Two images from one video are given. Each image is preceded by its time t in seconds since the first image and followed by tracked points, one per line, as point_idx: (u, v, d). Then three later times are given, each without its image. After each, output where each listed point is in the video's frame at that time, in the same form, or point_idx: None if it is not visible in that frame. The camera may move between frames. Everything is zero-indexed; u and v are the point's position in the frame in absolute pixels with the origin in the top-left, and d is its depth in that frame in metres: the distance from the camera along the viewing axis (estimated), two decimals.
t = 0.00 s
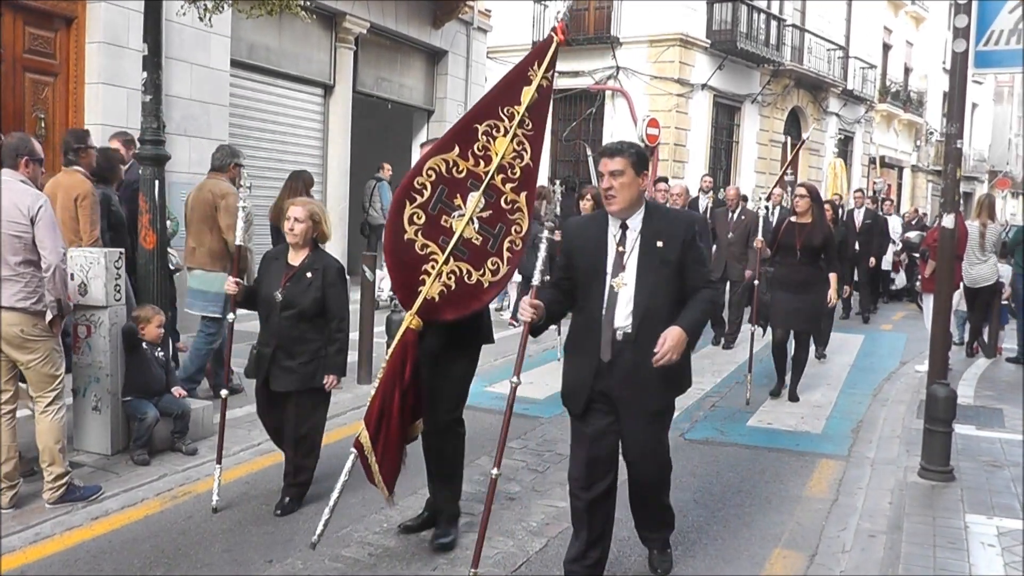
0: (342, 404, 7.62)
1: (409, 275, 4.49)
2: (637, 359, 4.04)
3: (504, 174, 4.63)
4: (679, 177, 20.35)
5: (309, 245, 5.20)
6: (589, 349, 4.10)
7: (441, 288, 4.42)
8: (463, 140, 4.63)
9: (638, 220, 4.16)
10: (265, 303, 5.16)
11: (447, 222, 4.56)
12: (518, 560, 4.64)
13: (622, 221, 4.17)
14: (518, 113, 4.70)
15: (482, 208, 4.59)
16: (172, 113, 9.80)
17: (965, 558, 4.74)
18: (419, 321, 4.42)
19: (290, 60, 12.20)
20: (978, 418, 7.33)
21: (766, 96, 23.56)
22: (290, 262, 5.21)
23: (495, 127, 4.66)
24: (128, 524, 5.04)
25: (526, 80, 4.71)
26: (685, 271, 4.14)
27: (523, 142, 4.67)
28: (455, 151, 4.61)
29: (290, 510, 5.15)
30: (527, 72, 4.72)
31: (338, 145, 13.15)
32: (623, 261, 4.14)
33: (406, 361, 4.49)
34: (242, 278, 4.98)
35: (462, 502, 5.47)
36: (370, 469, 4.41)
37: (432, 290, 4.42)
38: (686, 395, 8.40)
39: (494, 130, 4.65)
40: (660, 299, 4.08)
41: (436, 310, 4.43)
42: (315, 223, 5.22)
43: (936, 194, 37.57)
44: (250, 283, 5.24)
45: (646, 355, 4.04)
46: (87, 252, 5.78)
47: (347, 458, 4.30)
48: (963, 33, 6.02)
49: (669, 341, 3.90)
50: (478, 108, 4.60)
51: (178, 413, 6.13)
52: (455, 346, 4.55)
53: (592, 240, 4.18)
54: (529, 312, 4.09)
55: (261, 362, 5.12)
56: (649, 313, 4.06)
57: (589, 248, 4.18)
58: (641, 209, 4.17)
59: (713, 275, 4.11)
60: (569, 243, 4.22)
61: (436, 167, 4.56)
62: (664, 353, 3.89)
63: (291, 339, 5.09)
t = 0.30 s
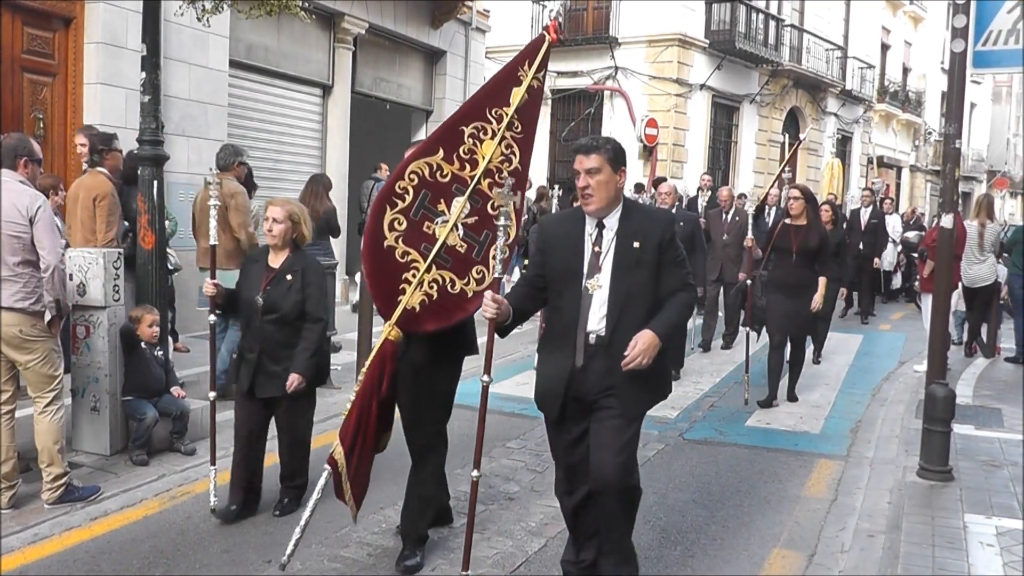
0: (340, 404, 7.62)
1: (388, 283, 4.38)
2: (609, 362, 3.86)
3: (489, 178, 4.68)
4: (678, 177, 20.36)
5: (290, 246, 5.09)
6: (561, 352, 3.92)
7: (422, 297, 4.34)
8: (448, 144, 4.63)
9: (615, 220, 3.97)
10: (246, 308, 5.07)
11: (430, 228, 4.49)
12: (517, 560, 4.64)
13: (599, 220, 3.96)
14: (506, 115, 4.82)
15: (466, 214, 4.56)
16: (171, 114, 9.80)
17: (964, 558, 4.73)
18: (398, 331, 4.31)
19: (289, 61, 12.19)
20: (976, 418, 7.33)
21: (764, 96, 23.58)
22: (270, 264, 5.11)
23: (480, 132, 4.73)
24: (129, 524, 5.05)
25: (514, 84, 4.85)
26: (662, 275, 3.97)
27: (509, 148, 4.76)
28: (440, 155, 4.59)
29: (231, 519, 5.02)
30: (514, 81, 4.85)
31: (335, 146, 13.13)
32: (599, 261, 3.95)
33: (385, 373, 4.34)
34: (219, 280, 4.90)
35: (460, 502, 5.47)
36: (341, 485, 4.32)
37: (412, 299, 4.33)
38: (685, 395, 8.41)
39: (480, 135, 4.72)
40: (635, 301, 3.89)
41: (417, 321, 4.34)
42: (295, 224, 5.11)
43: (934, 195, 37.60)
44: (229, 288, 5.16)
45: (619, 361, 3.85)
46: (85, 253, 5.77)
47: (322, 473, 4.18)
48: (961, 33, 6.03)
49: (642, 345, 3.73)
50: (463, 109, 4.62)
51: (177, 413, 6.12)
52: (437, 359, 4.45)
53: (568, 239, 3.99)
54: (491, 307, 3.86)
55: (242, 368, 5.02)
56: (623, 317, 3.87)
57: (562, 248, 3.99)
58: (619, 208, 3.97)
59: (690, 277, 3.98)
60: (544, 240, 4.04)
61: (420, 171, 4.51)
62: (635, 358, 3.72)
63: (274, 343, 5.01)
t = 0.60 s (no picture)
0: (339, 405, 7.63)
1: (360, 283, 4.22)
2: (587, 380, 3.72)
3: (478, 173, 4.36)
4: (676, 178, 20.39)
5: (251, 250, 4.85)
6: (534, 367, 3.78)
7: (395, 300, 4.16)
8: (434, 135, 4.34)
9: (597, 229, 3.84)
10: (207, 316, 4.84)
11: (408, 226, 4.29)
12: (514, 561, 4.64)
13: (580, 230, 3.84)
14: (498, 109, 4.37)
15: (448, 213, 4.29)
16: (169, 114, 9.79)
17: (961, 559, 4.74)
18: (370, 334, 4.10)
19: (287, 61, 12.19)
20: (974, 419, 7.34)
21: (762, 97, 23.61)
22: (232, 269, 4.87)
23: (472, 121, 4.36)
24: (127, 524, 5.05)
25: (509, 74, 4.38)
26: (645, 289, 3.82)
27: (502, 140, 4.38)
28: (422, 149, 4.33)
29: (204, 534, 4.82)
30: (513, 64, 4.38)
31: (333, 147, 13.14)
32: (578, 273, 3.81)
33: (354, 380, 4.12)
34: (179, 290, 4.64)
35: (458, 503, 5.47)
36: (306, 495, 4.03)
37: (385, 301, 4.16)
38: (683, 396, 8.42)
39: (469, 126, 4.36)
40: (615, 315, 3.76)
41: (390, 324, 4.18)
42: (257, 227, 4.87)
43: (933, 196, 37.64)
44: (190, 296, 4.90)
45: (596, 378, 3.71)
46: (84, 252, 5.78)
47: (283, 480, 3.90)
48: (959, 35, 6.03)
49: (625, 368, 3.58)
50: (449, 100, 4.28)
51: (175, 413, 6.12)
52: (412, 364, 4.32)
53: (547, 248, 3.87)
54: (461, 317, 3.67)
55: (206, 377, 4.81)
56: (603, 332, 3.73)
57: (543, 255, 3.87)
58: (601, 218, 3.85)
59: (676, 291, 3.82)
60: (525, 249, 3.92)
61: (398, 166, 4.28)
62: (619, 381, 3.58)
63: (237, 352, 4.79)
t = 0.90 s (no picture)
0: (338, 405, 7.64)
1: (328, 287, 3.99)
2: (571, 390, 3.39)
3: (452, 176, 4.11)
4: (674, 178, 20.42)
5: (219, 250, 4.66)
6: (515, 376, 3.47)
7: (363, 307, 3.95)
8: (406, 135, 4.07)
9: (587, 227, 3.55)
10: (176, 319, 4.65)
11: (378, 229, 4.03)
12: (512, 562, 4.64)
13: (569, 227, 3.55)
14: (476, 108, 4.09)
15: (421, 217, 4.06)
16: (168, 114, 9.79)
17: (959, 560, 4.74)
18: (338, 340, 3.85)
19: (285, 61, 12.17)
20: (972, 420, 7.35)
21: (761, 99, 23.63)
22: (200, 270, 4.68)
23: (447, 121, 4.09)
24: (125, 524, 5.05)
25: (489, 71, 4.08)
26: (635, 293, 3.50)
27: (479, 141, 4.11)
28: (394, 149, 4.06)
29: (202, 536, 4.77)
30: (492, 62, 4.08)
31: (332, 147, 13.14)
32: (565, 273, 3.51)
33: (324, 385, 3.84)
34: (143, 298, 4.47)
35: (457, 503, 5.48)
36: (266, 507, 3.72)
37: (352, 307, 3.94)
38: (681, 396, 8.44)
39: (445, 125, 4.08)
40: (603, 320, 3.45)
41: (358, 330, 3.97)
42: (224, 226, 4.68)
43: (931, 197, 37.67)
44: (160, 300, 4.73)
45: (580, 387, 3.38)
46: (82, 253, 5.79)
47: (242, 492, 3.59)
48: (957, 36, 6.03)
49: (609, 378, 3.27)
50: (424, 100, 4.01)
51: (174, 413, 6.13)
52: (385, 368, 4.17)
53: (533, 249, 3.58)
54: (429, 335, 3.42)
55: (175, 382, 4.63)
56: (588, 337, 3.42)
57: (527, 256, 3.59)
58: (591, 215, 3.56)
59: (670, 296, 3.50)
60: (509, 250, 3.64)
61: (369, 167, 4.03)
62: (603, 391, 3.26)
63: (204, 356, 4.58)
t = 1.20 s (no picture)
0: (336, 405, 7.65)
1: (281, 292, 3.87)
2: (557, 401, 3.24)
3: (406, 173, 4.06)
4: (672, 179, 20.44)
5: (188, 260, 4.40)
6: (496, 388, 3.29)
7: (317, 311, 3.84)
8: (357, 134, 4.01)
9: (562, 229, 3.36)
10: (143, 327, 4.45)
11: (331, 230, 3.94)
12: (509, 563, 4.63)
13: (543, 229, 3.36)
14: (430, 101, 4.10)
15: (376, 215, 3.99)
16: (165, 115, 9.79)
17: (958, 560, 4.74)
18: (291, 348, 3.80)
19: (282, 61, 12.16)
20: (970, 420, 7.35)
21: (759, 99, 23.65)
22: (169, 280, 4.43)
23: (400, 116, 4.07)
24: (123, 525, 5.05)
25: (443, 63, 4.10)
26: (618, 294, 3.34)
27: (433, 136, 4.10)
28: (346, 146, 3.98)
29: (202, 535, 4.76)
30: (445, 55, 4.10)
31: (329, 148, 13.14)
32: (543, 278, 3.33)
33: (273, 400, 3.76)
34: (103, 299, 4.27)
35: (455, 505, 5.47)
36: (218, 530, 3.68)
37: (306, 312, 3.83)
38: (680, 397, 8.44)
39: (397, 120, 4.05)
40: (585, 326, 3.27)
41: (312, 337, 3.85)
42: (196, 235, 4.40)
43: (929, 198, 37.69)
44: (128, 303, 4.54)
45: (567, 397, 3.23)
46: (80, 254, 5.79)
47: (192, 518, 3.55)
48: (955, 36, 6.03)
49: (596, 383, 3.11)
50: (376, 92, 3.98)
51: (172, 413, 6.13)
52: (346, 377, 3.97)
53: (506, 253, 3.38)
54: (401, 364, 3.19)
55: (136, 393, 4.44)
56: (571, 345, 3.25)
57: (500, 262, 3.38)
58: (565, 216, 3.36)
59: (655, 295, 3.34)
60: (480, 254, 3.42)
61: (320, 164, 3.94)
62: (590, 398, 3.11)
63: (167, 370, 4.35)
